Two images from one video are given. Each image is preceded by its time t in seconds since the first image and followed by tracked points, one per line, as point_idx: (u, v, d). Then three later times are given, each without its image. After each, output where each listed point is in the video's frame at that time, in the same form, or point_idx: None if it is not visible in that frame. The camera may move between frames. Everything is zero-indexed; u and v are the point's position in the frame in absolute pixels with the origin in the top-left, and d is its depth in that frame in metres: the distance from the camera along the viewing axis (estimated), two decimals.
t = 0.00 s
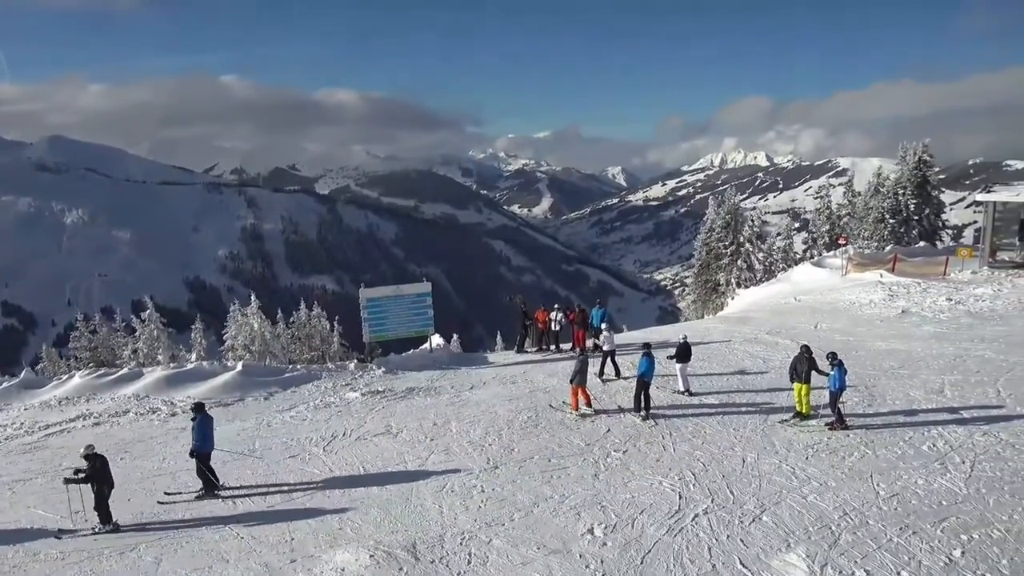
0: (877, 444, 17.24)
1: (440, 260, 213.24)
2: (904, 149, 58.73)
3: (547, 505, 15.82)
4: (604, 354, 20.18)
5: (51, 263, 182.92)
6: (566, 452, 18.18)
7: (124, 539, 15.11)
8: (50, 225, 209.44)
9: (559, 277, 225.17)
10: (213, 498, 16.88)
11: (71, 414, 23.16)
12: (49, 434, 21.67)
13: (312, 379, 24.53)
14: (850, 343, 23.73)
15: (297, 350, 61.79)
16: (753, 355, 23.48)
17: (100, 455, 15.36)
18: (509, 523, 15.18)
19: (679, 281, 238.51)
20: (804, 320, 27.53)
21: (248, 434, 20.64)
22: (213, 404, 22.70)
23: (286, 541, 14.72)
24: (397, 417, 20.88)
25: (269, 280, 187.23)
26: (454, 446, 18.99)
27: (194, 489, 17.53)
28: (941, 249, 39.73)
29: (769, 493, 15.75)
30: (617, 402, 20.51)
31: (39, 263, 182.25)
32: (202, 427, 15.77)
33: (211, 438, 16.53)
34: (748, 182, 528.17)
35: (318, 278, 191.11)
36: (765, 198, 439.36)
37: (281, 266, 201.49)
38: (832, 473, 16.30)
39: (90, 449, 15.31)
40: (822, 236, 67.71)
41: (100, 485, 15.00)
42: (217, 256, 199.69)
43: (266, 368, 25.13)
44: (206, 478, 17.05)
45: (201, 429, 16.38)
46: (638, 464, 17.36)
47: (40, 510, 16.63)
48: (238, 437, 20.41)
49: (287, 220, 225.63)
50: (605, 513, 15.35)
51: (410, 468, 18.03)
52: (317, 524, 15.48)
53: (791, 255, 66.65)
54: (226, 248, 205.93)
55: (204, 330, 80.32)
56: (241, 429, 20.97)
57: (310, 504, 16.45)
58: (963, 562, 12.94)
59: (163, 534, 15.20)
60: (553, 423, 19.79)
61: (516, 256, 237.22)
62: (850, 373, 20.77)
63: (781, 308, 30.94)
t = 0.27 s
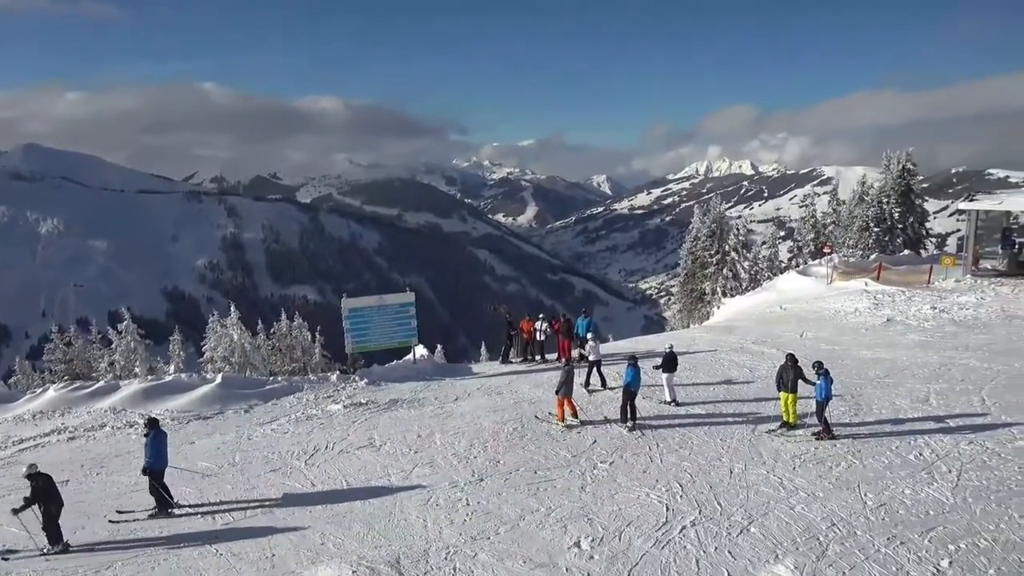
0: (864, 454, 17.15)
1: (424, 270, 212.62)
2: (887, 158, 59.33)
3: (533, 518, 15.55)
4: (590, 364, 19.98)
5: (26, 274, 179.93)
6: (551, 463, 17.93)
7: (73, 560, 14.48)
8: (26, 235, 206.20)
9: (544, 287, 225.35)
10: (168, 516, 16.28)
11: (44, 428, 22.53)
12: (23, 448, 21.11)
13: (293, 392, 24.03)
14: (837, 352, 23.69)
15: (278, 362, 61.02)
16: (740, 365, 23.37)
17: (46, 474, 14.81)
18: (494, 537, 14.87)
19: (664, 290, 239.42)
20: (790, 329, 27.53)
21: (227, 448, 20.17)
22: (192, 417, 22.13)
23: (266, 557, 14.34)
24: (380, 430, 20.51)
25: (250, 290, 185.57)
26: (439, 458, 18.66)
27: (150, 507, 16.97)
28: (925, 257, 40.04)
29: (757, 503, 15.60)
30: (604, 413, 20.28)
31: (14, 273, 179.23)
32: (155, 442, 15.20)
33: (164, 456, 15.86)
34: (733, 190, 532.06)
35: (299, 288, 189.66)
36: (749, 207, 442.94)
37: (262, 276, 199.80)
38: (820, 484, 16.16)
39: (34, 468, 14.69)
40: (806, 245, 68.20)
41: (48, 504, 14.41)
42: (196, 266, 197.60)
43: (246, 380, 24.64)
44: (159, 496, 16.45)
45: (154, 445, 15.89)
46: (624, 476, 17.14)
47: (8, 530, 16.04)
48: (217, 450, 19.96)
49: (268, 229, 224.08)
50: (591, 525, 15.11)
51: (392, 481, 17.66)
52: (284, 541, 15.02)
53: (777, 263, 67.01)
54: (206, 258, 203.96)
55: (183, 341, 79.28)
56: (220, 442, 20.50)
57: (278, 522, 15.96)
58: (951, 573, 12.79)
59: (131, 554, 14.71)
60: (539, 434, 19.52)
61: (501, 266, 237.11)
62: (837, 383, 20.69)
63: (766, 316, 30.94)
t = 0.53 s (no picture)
0: (850, 463, 17.05)
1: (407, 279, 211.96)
2: (871, 167, 59.86)
3: (518, 531, 15.28)
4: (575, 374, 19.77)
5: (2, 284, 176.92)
6: (536, 476, 17.68)
7: None
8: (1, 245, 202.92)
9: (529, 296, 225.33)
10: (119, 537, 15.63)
11: (17, 443, 21.90)
12: None
13: (274, 404, 23.58)
14: (823, 361, 23.67)
15: (258, 373, 60.35)
16: (726, 374, 23.26)
17: None
18: (478, 551, 14.58)
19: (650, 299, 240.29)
20: (776, 339, 27.53)
21: (205, 462, 19.71)
22: (169, 432, 21.61)
23: None
24: (363, 442, 20.16)
25: (230, 301, 183.96)
26: (422, 471, 18.36)
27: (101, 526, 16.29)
28: (909, 266, 40.28)
29: (744, 514, 15.42)
30: (589, 424, 20.06)
31: None
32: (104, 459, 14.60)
33: (114, 473, 15.24)
34: (718, 200, 535.65)
35: (281, 298, 188.06)
36: (734, 216, 446.30)
37: (242, 286, 198.19)
38: (807, 494, 16.03)
39: None
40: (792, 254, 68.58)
41: None
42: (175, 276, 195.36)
43: (225, 392, 24.13)
44: (110, 516, 15.76)
45: (104, 462, 15.29)
46: (610, 487, 16.93)
47: None
48: (195, 465, 19.50)
49: (248, 239, 222.71)
50: (578, 538, 14.85)
51: (374, 495, 17.30)
52: (246, 560, 14.54)
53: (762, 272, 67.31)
54: (184, 267, 202.05)
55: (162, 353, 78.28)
56: (198, 457, 20.00)
57: (246, 539, 15.49)
58: None
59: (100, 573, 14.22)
60: (525, 446, 19.27)
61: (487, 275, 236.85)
62: (823, 393, 20.60)
63: (753, 325, 30.92)
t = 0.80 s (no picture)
0: (839, 472, 16.95)
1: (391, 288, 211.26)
2: (858, 175, 60.25)
3: (505, 543, 15.05)
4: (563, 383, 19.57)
5: None
6: (523, 486, 17.46)
7: None
8: None
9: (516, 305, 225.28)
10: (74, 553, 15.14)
11: None
12: None
13: (257, 415, 23.21)
14: (812, 369, 23.63)
15: (240, 384, 59.81)
16: (714, 383, 23.13)
17: None
18: (465, 563, 14.34)
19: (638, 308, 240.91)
20: (765, 347, 27.48)
21: (187, 474, 19.32)
22: (150, 444, 21.18)
23: None
24: (347, 454, 19.86)
25: (211, 310, 182.53)
26: (408, 483, 18.08)
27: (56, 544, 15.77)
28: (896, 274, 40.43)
29: (733, 524, 15.25)
30: (577, 434, 19.86)
31: None
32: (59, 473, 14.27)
33: (70, 489, 14.97)
34: (705, 208, 538.68)
35: (264, 308, 186.55)
36: (722, 224, 449.33)
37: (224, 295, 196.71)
38: (796, 503, 15.92)
39: None
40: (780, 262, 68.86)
41: None
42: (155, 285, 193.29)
43: (207, 403, 23.70)
44: (65, 533, 15.28)
45: (58, 476, 14.97)
46: (598, 498, 16.75)
47: None
48: (175, 478, 19.09)
49: (231, 247, 221.59)
50: (566, 549, 14.65)
51: (359, 507, 17.00)
52: (218, 575, 14.11)
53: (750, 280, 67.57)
54: (165, 276, 200.40)
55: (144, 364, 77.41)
56: (179, 469, 19.61)
57: (224, 555, 15.10)
58: None
59: None
60: (511, 457, 19.05)
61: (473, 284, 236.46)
62: (811, 402, 20.52)
63: (741, 334, 30.88)
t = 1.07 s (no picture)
0: (826, 483, 16.79)
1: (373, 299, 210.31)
2: (842, 185, 60.66)
3: (490, 558, 14.73)
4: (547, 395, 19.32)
5: None
6: (509, 500, 17.16)
7: None
8: None
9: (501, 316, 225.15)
10: None
11: None
12: None
13: (236, 429, 22.74)
14: (797, 379, 23.55)
15: (219, 398, 59.05)
16: (699, 394, 22.96)
17: None
18: None
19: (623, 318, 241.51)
20: (751, 357, 27.39)
21: (164, 490, 18.82)
22: (125, 459, 20.66)
23: None
24: (328, 468, 19.48)
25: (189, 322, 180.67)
26: (391, 497, 17.72)
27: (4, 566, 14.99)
28: (881, 284, 40.62)
29: (720, 537, 15.03)
30: (562, 446, 19.57)
31: None
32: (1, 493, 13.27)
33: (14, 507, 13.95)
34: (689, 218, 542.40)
35: (244, 320, 184.52)
36: (707, 233, 452.13)
37: (203, 306, 194.63)
38: (783, 514, 15.72)
39: None
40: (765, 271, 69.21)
41: None
42: (133, 296, 190.67)
43: (185, 417, 23.23)
44: (11, 555, 14.38)
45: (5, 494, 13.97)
46: (584, 511, 16.50)
47: None
48: (152, 494, 18.59)
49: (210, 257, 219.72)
50: (552, 564, 14.35)
51: (342, 523, 16.60)
52: None
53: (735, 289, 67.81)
54: (143, 287, 197.94)
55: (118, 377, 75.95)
56: (156, 485, 19.11)
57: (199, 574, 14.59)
58: None
59: None
60: (495, 470, 18.75)
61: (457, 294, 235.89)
62: (797, 412, 20.39)
63: (728, 343, 30.82)
